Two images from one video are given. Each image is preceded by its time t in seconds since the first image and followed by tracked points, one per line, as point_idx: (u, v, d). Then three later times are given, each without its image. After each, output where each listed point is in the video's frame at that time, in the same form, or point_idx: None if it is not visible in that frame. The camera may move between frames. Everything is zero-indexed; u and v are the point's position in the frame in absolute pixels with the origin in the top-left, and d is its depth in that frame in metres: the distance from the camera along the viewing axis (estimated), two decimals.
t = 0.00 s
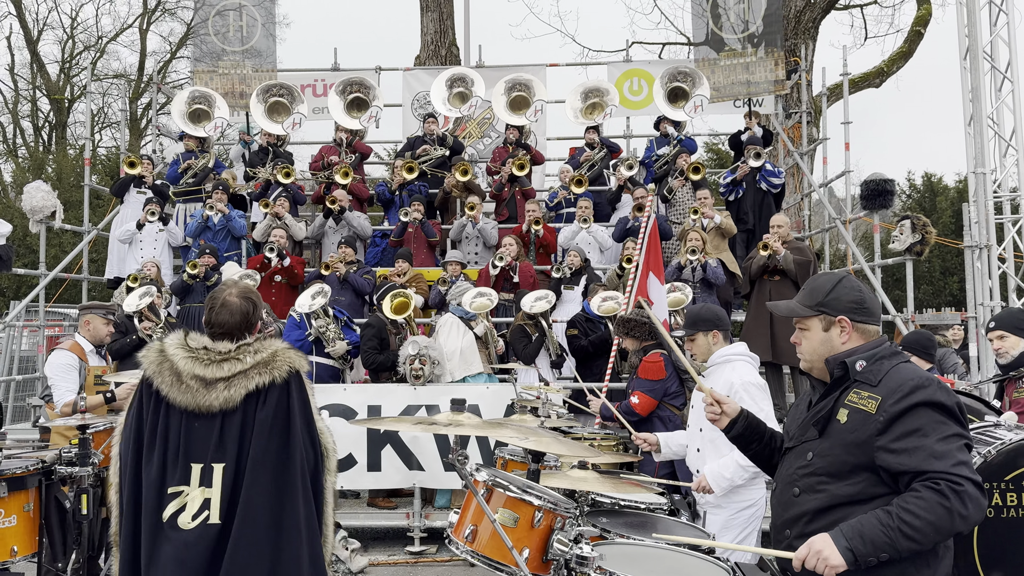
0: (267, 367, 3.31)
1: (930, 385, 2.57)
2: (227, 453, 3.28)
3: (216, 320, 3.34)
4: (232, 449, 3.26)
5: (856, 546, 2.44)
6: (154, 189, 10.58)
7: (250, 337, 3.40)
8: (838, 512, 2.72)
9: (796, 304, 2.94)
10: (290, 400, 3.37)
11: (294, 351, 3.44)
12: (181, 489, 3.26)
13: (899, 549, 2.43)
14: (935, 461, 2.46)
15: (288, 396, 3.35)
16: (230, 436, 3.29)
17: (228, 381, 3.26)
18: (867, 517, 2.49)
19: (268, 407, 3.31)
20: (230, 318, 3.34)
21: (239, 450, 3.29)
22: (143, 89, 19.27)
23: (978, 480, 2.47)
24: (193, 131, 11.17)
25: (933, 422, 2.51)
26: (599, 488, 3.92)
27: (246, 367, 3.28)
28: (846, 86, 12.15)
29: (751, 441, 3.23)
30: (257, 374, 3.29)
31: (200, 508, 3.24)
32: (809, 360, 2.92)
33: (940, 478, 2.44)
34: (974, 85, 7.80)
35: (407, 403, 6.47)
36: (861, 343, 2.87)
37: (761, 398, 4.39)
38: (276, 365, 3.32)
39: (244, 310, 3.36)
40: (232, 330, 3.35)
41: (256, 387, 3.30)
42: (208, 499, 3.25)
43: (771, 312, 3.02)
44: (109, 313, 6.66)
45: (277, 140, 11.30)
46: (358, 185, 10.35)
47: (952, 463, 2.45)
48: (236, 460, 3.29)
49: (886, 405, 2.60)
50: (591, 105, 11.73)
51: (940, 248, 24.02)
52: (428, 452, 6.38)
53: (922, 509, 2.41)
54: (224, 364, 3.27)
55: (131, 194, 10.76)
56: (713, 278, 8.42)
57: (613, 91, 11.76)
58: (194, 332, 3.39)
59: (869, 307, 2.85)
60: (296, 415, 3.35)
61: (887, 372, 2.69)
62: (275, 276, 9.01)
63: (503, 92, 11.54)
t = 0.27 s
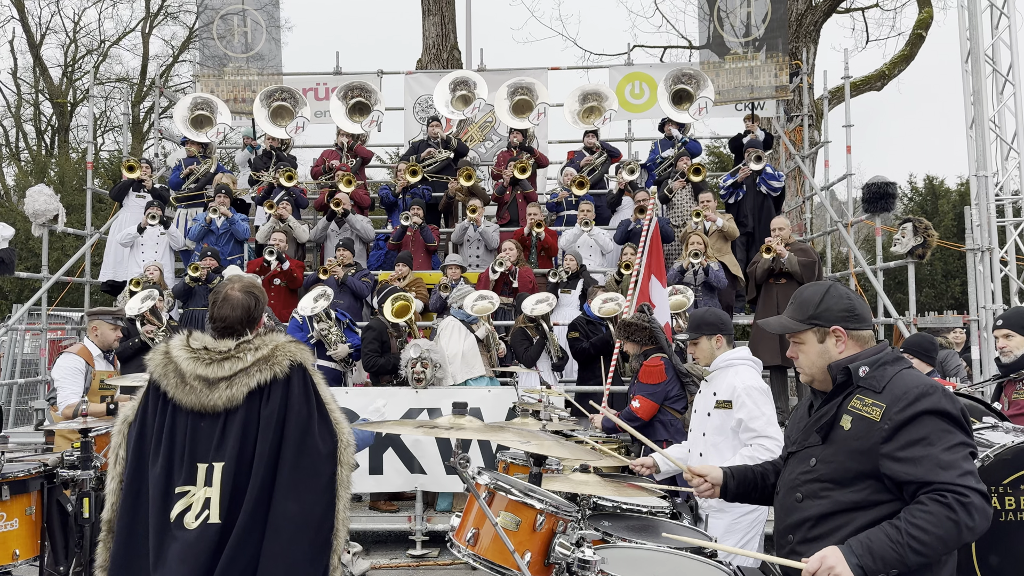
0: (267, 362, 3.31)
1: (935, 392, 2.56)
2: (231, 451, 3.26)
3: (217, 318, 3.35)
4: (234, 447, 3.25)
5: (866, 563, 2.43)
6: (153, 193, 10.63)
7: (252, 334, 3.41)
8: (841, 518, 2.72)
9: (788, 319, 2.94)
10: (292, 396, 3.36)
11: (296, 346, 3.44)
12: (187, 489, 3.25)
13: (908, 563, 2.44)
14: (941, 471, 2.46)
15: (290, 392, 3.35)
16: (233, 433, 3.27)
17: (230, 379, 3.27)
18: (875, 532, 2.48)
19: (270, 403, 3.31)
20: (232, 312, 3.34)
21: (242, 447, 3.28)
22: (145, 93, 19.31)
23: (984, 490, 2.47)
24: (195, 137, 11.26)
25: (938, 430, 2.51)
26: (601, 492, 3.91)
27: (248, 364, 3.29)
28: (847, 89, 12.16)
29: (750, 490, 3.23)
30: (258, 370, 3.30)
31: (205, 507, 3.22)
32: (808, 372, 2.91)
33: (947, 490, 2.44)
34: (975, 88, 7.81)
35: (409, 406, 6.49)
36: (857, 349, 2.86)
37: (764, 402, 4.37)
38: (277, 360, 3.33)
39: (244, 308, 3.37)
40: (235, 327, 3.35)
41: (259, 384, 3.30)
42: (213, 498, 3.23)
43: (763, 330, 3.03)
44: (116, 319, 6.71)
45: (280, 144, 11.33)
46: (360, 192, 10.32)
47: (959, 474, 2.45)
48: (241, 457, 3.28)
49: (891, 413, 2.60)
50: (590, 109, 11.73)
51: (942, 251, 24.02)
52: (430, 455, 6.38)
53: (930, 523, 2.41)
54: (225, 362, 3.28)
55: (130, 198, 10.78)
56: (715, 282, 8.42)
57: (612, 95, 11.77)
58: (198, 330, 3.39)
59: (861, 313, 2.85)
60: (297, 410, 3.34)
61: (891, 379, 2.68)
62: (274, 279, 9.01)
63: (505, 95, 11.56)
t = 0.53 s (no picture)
0: (289, 360, 3.32)
1: (935, 397, 2.56)
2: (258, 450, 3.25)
3: (234, 322, 3.36)
4: (261, 445, 3.24)
5: (844, 525, 2.45)
6: (157, 196, 10.63)
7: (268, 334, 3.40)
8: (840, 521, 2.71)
9: (802, 316, 2.93)
10: (316, 392, 3.37)
11: (312, 341, 3.45)
12: (214, 491, 3.21)
13: (887, 539, 2.42)
14: (935, 470, 2.45)
15: (313, 388, 3.36)
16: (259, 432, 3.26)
17: (253, 378, 3.26)
18: (860, 501, 2.48)
19: (295, 400, 3.31)
20: (247, 314, 3.35)
21: (268, 446, 3.27)
22: (148, 96, 19.35)
23: (979, 494, 2.46)
24: (198, 139, 11.29)
25: (935, 433, 2.51)
26: (603, 496, 3.90)
27: (269, 363, 3.28)
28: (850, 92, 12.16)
29: (750, 487, 3.25)
30: (280, 368, 3.30)
31: (234, 508, 3.19)
32: (819, 371, 2.91)
33: (940, 484, 2.43)
34: (978, 91, 7.80)
35: (411, 410, 6.45)
36: (871, 349, 2.86)
37: (769, 406, 4.36)
38: (298, 356, 3.34)
39: (260, 309, 3.38)
40: (252, 327, 3.35)
41: (282, 382, 3.30)
42: (241, 498, 3.20)
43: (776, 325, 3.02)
44: (120, 318, 6.65)
45: (283, 147, 11.35)
46: (360, 195, 10.30)
47: (953, 473, 2.44)
48: (268, 456, 3.26)
49: (890, 416, 2.60)
50: (591, 112, 11.75)
51: (944, 253, 24.02)
52: (432, 459, 6.37)
53: (917, 505, 2.41)
54: (246, 362, 3.26)
55: (134, 202, 10.68)
56: (718, 284, 8.41)
57: (614, 99, 11.80)
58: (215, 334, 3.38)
59: (876, 313, 2.84)
60: (323, 406, 3.36)
61: (893, 383, 2.68)
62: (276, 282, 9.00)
63: (507, 98, 11.57)
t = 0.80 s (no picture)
0: (301, 364, 3.35)
1: (942, 397, 2.56)
2: (273, 454, 3.30)
3: (240, 324, 3.32)
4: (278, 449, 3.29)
5: (857, 503, 2.45)
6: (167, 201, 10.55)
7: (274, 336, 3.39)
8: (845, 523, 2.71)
9: (795, 326, 2.90)
10: (327, 394, 3.46)
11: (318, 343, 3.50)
12: (228, 496, 3.22)
13: (899, 530, 2.43)
14: (943, 471, 2.45)
15: (324, 390, 3.45)
16: (274, 436, 3.30)
17: (266, 383, 3.26)
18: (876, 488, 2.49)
19: (309, 402, 3.39)
20: (253, 317, 3.32)
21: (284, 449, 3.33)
22: (150, 99, 19.38)
23: (989, 491, 2.46)
24: (198, 142, 11.29)
25: (944, 433, 2.51)
26: (606, 498, 3.90)
27: (282, 367, 3.29)
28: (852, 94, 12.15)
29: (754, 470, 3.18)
30: (293, 372, 3.33)
31: (252, 512, 3.24)
32: (818, 378, 2.89)
33: (959, 483, 2.43)
34: (981, 92, 7.80)
35: (414, 412, 6.48)
36: (866, 352, 2.86)
37: (774, 407, 4.37)
38: (310, 361, 3.39)
39: (266, 312, 3.36)
40: (258, 329, 3.33)
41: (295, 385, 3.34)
42: (259, 502, 3.25)
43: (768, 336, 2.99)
44: (122, 321, 6.70)
45: (286, 150, 11.35)
46: (361, 198, 10.31)
47: (962, 473, 2.44)
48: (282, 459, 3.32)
49: (896, 418, 2.59)
50: (597, 114, 11.75)
51: (947, 256, 23.98)
52: (435, 461, 6.37)
53: (932, 501, 2.41)
54: (259, 367, 3.24)
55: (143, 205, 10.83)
56: (721, 287, 8.40)
57: (619, 100, 11.79)
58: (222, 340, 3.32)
59: (867, 316, 2.85)
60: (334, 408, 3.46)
61: (897, 384, 2.67)
62: (281, 285, 9.02)
63: (509, 101, 11.58)
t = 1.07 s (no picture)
0: (283, 363, 3.36)
1: (946, 401, 2.54)
2: (253, 452, 3.34)
3: (221, 323, 3.30)
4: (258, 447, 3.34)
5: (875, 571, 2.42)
6: (174, 202, 10.51)
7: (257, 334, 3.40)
8: (852, 527, 2.71)
9: (802, 322, 2.91)
10: (310, 391, 3.46)
11: (303, 340, 3.49)
12: (209, 492, 3.31)
13: (918, 572, 2.41)
14: (950, 480, 2.44)
15: (307, 388, 3.45)
16: (255, 434, 3.35)
17: (246, 382, 3.30)
18: (884, 540, 2.46)
19: (292, 401, 3.40)
20: (235, 316, 3.30)
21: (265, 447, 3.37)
22: (154, 102, 19.42)
23: (995, 500, 2.44)
24: (201, 144, 11.27)
25: (948, 439, 2.49)
26: (609, 501, 3.89)
27: (263, 367, 3.32)
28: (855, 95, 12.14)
29: (763, 492, 3.22)
30: (274, 372, 3.35)
31: (232, 509, 3.31)
32: (821, 376, 2.89)
33: (956, 498, 2.42)
34: (984, 93, 7.79)
35: (416, 414, 6.49)
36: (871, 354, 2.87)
37: (776, 410, 4.34)
38: (292, 360, 3.40)
39: (248, 309, 3.34)
40: (240, 328, 3.31)
41: (276, 384, 3.36)
42: (239, 499, 3.32)
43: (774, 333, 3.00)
44: (122, 325, 6.71)
45: (288, 152, 11.35)
46: (364, 199, 10.32)
47: (968, 482, 2.43)
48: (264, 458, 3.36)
49: (902, 421, 2.58)
50: (603, 115, 11.76)
51: (951, 257, 23.95)
52: (438, 463, 6.38)
53: (939, 531, 2.39)
54: (239, 366, 3.28)
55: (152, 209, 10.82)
56: (725, 289, 8.39)
57: (624, 101, 11.80)
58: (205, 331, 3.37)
59: (875, 318, 2.87)
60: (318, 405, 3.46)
61: (901, 387, 2.67)
62: (287, 287, 9.08)
63: (510, 103, 11.59)
